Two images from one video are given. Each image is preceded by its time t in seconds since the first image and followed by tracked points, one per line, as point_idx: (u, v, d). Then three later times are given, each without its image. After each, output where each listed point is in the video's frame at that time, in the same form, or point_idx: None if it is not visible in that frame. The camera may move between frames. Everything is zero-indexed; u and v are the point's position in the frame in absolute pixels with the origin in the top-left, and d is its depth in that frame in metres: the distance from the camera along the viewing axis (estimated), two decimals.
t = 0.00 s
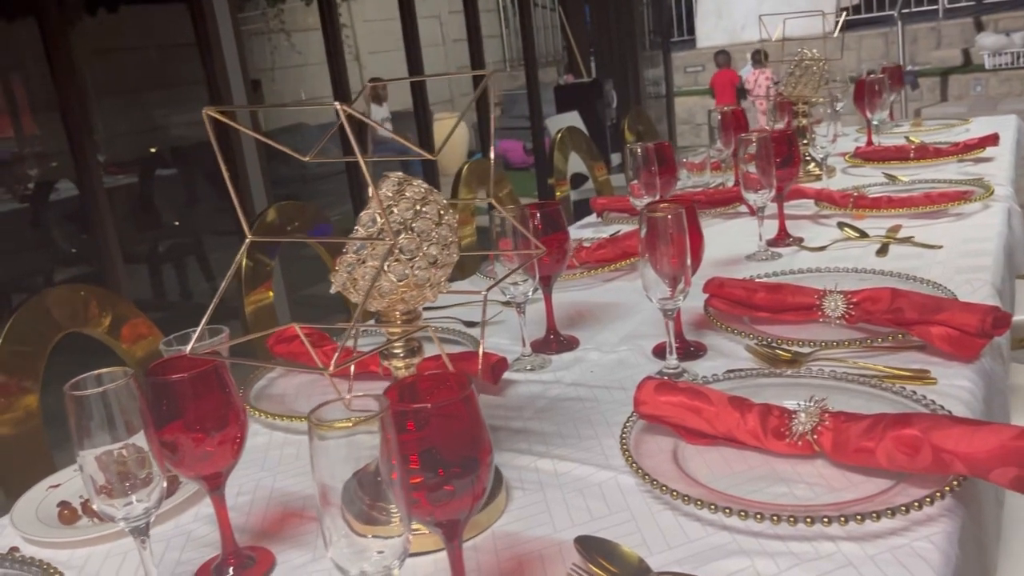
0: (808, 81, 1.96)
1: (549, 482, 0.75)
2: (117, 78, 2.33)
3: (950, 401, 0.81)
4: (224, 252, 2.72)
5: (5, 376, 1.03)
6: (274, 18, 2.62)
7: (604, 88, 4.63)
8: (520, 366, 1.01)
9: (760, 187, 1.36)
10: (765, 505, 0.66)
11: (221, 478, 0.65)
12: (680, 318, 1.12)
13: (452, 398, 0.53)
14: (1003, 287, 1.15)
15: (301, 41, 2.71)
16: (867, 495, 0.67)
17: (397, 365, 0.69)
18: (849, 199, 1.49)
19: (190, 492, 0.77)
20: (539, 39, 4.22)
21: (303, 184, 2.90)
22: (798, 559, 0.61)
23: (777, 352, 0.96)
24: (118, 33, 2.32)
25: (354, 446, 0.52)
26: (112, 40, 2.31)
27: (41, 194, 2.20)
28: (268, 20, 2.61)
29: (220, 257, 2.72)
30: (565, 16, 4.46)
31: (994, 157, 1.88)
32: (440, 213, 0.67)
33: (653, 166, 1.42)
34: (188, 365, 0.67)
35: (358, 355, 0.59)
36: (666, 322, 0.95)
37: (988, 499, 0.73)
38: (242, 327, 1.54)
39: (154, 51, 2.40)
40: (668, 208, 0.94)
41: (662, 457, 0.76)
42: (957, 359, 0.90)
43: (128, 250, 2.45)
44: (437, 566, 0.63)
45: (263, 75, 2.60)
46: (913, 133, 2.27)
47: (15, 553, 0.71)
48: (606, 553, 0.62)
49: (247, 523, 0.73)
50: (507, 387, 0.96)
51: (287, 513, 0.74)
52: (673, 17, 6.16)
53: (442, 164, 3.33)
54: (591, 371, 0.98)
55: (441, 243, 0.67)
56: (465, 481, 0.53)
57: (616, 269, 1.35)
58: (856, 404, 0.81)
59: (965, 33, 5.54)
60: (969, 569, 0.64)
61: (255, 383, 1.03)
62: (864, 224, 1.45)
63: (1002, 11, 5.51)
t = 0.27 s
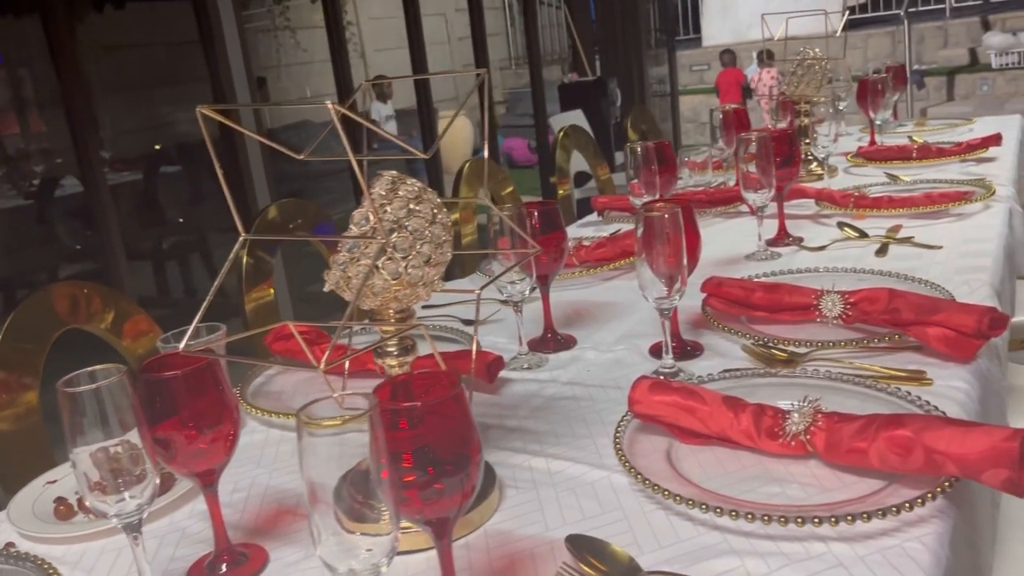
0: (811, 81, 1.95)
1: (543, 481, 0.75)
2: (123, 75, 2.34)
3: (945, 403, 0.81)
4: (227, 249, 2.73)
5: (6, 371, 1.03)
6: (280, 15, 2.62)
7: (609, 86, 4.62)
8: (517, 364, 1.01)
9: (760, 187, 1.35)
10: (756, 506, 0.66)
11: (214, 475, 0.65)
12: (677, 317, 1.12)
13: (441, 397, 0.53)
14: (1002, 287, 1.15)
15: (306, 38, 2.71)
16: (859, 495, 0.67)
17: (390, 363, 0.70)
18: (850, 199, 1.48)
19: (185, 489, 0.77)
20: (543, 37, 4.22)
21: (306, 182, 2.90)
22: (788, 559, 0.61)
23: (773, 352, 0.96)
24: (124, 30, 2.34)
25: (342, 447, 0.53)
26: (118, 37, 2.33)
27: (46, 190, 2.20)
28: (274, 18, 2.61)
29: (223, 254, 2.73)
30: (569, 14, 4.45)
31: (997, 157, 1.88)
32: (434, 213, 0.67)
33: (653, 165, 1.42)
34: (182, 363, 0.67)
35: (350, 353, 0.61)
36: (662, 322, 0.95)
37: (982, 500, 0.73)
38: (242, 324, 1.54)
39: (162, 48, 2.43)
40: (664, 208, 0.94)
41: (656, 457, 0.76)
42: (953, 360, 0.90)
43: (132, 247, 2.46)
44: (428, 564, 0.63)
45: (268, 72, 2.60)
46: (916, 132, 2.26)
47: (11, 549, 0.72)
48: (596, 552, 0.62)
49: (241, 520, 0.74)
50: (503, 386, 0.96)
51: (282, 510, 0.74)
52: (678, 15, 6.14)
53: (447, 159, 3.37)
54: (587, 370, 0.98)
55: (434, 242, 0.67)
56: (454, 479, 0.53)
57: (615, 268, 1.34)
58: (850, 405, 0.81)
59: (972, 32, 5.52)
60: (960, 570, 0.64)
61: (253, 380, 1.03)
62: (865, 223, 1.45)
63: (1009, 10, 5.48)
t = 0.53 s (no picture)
0: (812, 80, 1.94)
1: (533, 483, 0.75)
2: (126, 72, 2.34)
3: (941, 406, 0.81)
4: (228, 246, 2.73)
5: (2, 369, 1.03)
6: (284, 12, 2.65)
7: (613, 85, 4.61)
8: (511, 364, 1.01)
9: (759, 187, 1.34)
10: (746, 510, 0.65)
11: (201, 476, 0.65)
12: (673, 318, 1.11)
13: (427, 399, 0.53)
14: (1002, 289, 1.14)
15: (311, 36, 2.75)
16: (850, 500, 0.66)
17: (380, 364, 0.69)
18: (850, 199, 1.48)
19: (175, 489, 0.77)
20: (547, 36, 4.21)
21: (308, 180, 2.90)
22: (777, 564, 0.60)
23: (768, 354, 0.95)
24: (129, 26, 2.33)
25: (323, 447, 0.53)
26: (123, 34, 2.32)
27: (50, 187, 2.19)
28: (279, 15, 2.65)
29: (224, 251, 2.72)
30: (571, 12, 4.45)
31: (1000, 157, 1.87)
32: (424, 213, 0.67)
33: (652, 165, 1.41)
34: (169, 362, 0.67)
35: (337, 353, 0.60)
36: (657, 323, 0.95)
37: (976, 505, 0.72)
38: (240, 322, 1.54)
39: (170, 44, 2.42)
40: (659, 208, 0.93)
41: (647, 459, 0.75)
42: (950, 363, 0.89)
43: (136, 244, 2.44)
44: (414, 567, 0.63)
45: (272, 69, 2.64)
46: (919, 132, 2.25)
47: None
48: (583, 555, 0.62)
49: (229, 520, 0.73)
50: (497, 386, 0.96)
51: (271, 511, 0.74)
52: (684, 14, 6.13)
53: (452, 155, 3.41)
54: (581, 371, 0.98)
55: (423, 242, 0.66)
56: (439, 481, 0.53)
57: (613, 268, 1.34)
58: (844, 408, 0.80)
59: (979, 31, 5.49)
60: None
61: (247, 379, 1.03)
62: (865, 224, 1.44)
63: (1016, 9, 5.45)
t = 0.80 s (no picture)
0: (814, 79, 1.91)
1: (521, 487, 0.74)
2: (130, 68, 2.33)
3: (936, 411, 0.79)
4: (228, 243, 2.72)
5: None
6: (289, 9, 2.64)
7: (617, 82, 4.59)
8: (504, 366, 1.00)
9: (757, 187, 1.33)
10: (734, 518, 0.64)
11: (181, 479, 0.64)
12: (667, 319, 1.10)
13: (405, 404, 0.52)
14: (1002, 291, 1.13)
15: (314, 32, 2.75)
16: (840, 508, 0.65)
17: (364, 366, 0.68)
18: (850, 199, 1.46)
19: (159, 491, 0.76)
20: (549, 33, 4.20)
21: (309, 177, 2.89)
22: (764, 573, 0.59)
23: (762, 356, 0.94)
24: (134, 22, 2.32)
25: (298, 452, 0.54)
26: (128, 30, 2.31)
27: (51, 182, 2.19)
28: (283, 12, 2.63)
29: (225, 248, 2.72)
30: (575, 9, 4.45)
31: (1003, 158, 1.85)
32: (408, 213, 0.65)
33: (650, 164, 1.40)
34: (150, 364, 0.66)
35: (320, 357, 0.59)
36: (649, 325, 0.94)
37: (971, 513, 0.71)
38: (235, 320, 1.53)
39: (176, 41, 2.41)
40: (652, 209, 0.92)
41: (636, 464, 0.74)
42: (946, 367, 0.88)
43: (137, 240, 2.43)
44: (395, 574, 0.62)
45: (278, 66, 2.63)
46: (923, 132, 2.24)
47: None
48: (566, 562, 0.61)
49: (212, 523, 0.72)
50: (488, 388, 0.95)
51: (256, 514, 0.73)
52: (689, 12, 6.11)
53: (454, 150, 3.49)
54: (573, 373, 0.97)
55: (407, 243, 0.65)
56: (417, 488, 0.52)
57: (608, 268, 1.33)
58: (837, 413, 0.79)
59: (986, 30, 5.46)
60: None
61: (237, 378, 1.02)
62: (865, 224, 1.43)
63: None
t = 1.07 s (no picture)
0: (816, 78, 1.89)
1: (506, 492, 0.73)
2: (136, 63, 2.32)
3: (932, 417, 0.78)
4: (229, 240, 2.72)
5: None
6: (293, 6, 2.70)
7: (621, 80, 4.57)
8: (495, 368, 0.99)
9: (755, 186, 1.32)
10: (721, 527, 0.63)
11: (158, 484, 0.63)
12: (662, 320, 1.09)
13: (381, 409, 0.51)
14: (1003, 294, 1.11)
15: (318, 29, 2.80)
16: (830, 517, 0.64)
17: (346, 369, 0.67)
18: (851, 200, 1.45)
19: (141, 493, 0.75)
20: (553, 30, 4.19)
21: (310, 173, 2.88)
22: None
23: (756, 359, 0.93)
24: (138, 18, 2.31)
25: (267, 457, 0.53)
26: (133, 26, 2.30)
27: (54, 178, 2.19)
28: (288, 9, 2.69)
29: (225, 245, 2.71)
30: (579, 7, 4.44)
31: (1008, 157, 1.83)
32: (391, 213, 0.64)
33: (648, 163, 1.39)
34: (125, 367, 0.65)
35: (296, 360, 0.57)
36: (642, 327, 0.92)
37: (966, 523, 0.69)
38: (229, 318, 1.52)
39: (181, 36, 2.39)
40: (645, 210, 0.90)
41: (625, 469, 0.73)
42: (943, 371, 0.86)
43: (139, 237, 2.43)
44: None
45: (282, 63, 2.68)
46: (927, 131, 2.21)
47: None
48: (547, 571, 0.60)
49: (193, 527, 0.71)
50: (478, 390, 0.93)
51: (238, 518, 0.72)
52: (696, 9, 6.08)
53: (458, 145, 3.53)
54: (565, 374, 0.96)
55: (390, 245, 0.63)
56: (392, 496, 0.51)
57: (605, 268, 1.32)
58: (831, 419, 0.78)
59: (994, 28, 5.42)
60: None
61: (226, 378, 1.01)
62: (866, 225, 1.41)
63: None
